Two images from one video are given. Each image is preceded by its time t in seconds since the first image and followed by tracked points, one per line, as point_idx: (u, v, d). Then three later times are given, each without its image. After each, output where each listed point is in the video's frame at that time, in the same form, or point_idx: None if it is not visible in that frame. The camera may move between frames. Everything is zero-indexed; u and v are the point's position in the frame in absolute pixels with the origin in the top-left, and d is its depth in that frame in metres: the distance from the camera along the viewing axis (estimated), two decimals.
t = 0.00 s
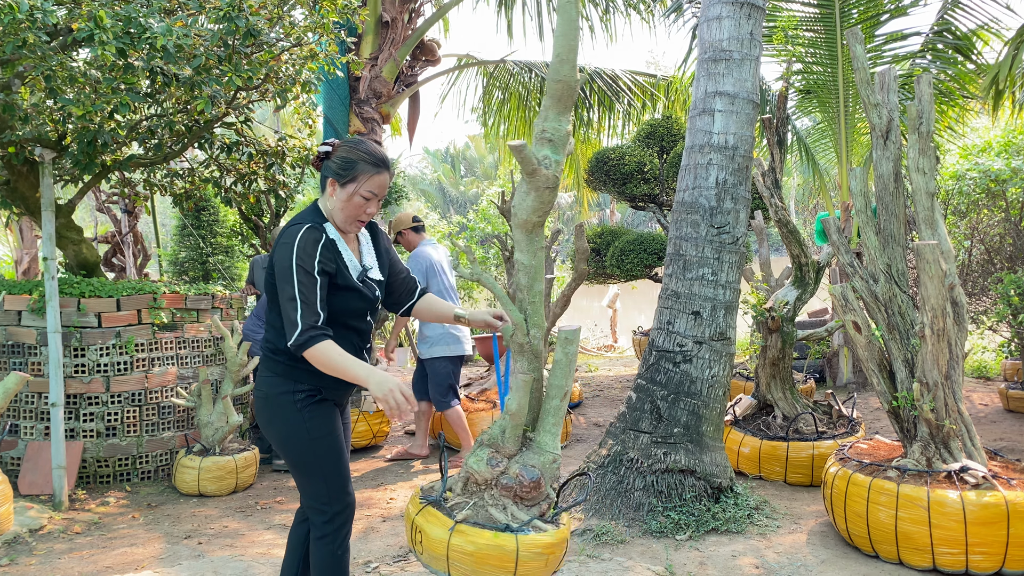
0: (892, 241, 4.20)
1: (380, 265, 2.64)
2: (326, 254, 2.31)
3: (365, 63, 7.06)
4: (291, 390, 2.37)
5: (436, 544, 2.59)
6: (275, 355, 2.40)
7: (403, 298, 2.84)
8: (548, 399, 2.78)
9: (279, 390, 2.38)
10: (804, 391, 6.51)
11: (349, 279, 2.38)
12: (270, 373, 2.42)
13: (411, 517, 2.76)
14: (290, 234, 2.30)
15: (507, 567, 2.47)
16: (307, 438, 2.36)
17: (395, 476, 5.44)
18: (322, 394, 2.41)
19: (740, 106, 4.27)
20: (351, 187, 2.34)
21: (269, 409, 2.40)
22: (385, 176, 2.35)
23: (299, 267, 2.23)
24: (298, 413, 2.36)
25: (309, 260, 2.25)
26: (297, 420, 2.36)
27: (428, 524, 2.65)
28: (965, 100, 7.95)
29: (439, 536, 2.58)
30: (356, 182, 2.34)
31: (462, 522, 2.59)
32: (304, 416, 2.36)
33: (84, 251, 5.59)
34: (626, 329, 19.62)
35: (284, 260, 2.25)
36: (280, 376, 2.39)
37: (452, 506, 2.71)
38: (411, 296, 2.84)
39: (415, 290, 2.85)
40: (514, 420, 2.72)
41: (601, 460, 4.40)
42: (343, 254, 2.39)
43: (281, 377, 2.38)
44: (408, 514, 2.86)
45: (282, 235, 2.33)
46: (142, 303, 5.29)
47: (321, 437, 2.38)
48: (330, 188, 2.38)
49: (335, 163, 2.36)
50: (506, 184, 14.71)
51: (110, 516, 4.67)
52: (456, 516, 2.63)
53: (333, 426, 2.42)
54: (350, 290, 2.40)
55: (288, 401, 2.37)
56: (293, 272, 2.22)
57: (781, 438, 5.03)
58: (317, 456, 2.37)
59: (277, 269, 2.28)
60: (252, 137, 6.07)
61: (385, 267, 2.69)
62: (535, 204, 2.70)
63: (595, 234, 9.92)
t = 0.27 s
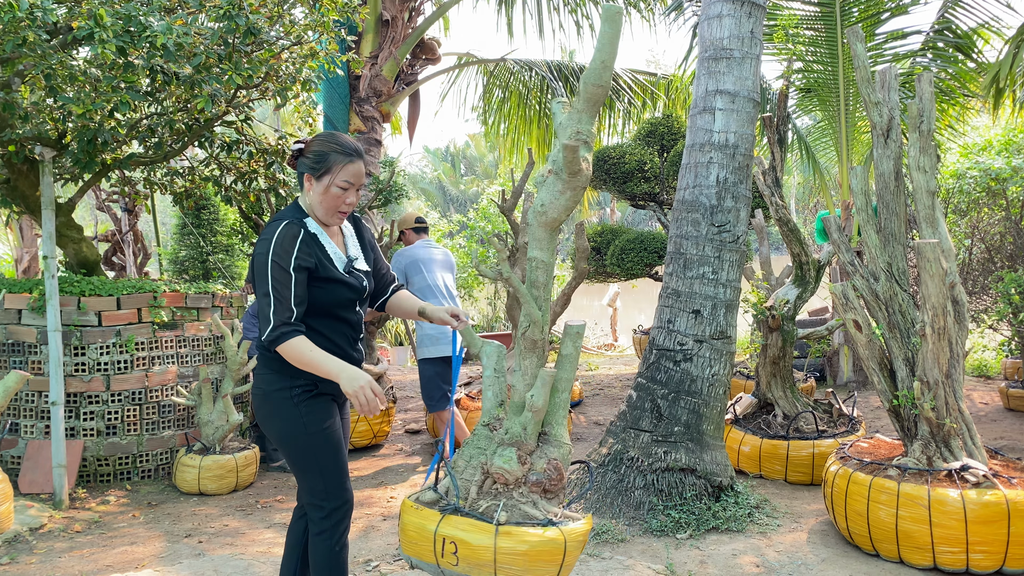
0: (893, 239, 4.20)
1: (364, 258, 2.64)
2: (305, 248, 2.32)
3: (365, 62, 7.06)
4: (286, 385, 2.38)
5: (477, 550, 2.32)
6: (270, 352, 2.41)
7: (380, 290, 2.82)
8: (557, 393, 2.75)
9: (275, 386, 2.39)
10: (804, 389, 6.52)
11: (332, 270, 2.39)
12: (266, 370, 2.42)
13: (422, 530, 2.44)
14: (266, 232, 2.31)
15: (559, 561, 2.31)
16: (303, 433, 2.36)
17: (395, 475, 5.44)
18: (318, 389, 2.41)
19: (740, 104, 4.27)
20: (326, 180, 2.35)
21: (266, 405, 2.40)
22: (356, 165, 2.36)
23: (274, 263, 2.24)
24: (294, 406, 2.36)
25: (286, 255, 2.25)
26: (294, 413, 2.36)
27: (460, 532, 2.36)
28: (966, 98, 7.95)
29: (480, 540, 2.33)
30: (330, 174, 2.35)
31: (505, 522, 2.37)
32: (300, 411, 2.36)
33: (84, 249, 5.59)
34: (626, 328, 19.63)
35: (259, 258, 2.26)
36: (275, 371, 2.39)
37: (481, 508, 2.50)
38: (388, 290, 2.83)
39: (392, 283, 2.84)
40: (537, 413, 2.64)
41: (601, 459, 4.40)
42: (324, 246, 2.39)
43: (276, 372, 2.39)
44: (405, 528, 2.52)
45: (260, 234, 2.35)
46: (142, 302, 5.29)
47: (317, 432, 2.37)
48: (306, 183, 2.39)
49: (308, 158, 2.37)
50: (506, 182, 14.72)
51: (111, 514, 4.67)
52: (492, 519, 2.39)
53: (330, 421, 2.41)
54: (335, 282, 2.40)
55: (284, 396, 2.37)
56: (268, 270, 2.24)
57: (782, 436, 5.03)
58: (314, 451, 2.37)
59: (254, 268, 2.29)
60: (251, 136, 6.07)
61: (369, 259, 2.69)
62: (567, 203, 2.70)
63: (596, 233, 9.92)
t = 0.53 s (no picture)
0: (894, 239, 4.18)
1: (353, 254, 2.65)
2: (296, 243, 2.33)
3: (365, 61, 7.06)
4: (280, 383, 2.38)
5: (530, 549, 2.28)
6: (264, 351, 2.42)
7: (370, 287, 2.83)
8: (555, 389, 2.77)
9: (270, 385, 2.39)
10: (805, 388, 6.52)
11: (323, 264, 2.40)
12: (261, 369, 2.43)
13: (464, 540, 2.31)
14: (256, 232, 2.31)
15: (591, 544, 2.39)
16: (298, 431, 2.36)
17: (396, 474, 5.44)
18: (312, 386, 2.41)
19: (741, 103, 4.27)
20: (309, 175, 2.36)
21: (262, 405, 2.41)
22: (339, 158, 2.37)
23: (276, 258, 2.25)
24: (289, 405, 2.37)
25: (283, 249, 2.27)
26: (288, 411, 2.36)
27: (511, 534, 2.30)
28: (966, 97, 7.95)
29: (532, 538, 2.29)
30: (313, 169, 2.35)
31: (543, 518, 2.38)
32: (295, 408, 2.36)
33: (84, 248, 5.59)
34: (627, 327, 19.63)
35: (257, 257, 2.27)
36: (270, 370, 2.40)
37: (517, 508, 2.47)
38: (378, 287, 2.83)
39: (380, 280, 2.85)
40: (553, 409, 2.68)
41: (602, 458, 4.40)
42: (313, 242, 2.40)
43: (270, 372, 2.40)
44: (433, 541, 2.36)
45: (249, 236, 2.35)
46: (143, 301, 5.28)
47: (313, 428, 2.37)
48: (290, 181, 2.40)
49: (289, 156, 2.38)
50: (506, 181, 14.72)
51: (112, 513, 4.67)
52: (533, 519, 2.38)
53: (326, 418, 2.41)
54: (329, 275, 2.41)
55: (279, 395, 2.38)
56: (272, 265, 2.24)
57: (782, 435, 5.03)
58: (309, 448, 2.37)
59: (252, 268, 2.29)
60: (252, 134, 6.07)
61: (359, 255, 2.69)
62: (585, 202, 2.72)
63: (596, 231, 9.92)
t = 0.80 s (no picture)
0: (897, 237, 4.17)
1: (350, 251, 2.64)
2: (296, 239, 2.33)
3: (367, 59, 7.06)
4: (285, 380, 2.39)
5: (569, 540, 2.31)
6: (268, 349, 2.42)
7: (368, 286, 2.82)
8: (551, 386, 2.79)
9: (274, 382, 2.40)
10: (806, 387, 6.52)
11: (321, 260, 2.40)
12: (265, 367, 2.44)
13: (508, 541, 2.28)
14: (257, 227, 2.31)
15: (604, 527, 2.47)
16: (302, 428, 2.36)
17: (399, 472, 5.44)
18: (316, 383, 2.41)
19: (744, 102, 4.27)
20: (307, 172, 2.36)
21: (266, 402, 2.41)
22: (337, 156, 2.38)
23: (278, 251, 2.25)
24: (293, 402, 2.37)
25: (283, 243, 2.28)
26: (293, 408, 2.37)
27: (551, 528, 2.30)
28: (968, 95, 7.95)
29: (568, 530, 2.32)
30: (310, 166, 2.36)
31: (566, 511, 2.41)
32: (299, 405, 2.37)
33: (86, 247, 5.60)
34: (628, 325, 19.63)
35: (259, 251, 2.27)
36: (274, 367, 2.41)
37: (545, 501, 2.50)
38: (377, 284, 2.83)
39: (379, 278, 2.84)
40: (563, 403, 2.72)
41: (605, 456, 4.40)
42: (310, 238, 2.40)
43: (275, 369, 2.40)
44: (474, 545, 2.29)
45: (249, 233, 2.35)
46: (145, 299, 5.29)
47: (316, 426, 2.37)
48: (288, 177, 2.40)
49: (287, 153, 2.38)
50: (507, 179, 14.72)
51: (115, 512, 4.67)
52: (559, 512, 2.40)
53: (329, 415, 2.41)
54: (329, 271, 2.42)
55: (283, 392, 2.38)
56: (275, 257, 2.24)
57: (785, 434, 5.03)
58: (314, 445, 2.37)
59: (253, 262, 2.29)
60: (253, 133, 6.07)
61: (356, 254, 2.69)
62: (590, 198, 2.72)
63: (598, 230, 9.93)
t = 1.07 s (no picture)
0: (900, 236, 4.16)
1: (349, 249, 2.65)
2: (294, 237, 2.33)
3: (368, 57, 7.05)
4: (286, 379, 2.39)
5: (581, 534, 2.33)
6: (269, 348, 2.42)
7: (368, 283, 2.82)
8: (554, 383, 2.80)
9: (275, 381, 2.40)
10: (808, 385, 6.52)
11: (320, 257, 2.40)
12: (266, 366, 2.43)
13: (523, 538, 2.28)
14: (255, 227, 2.32)
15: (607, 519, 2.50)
16: (304, 426, 2.36)
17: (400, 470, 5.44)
18: (317, 381, 2.41)
19: (747, 100, 4.27)
20: (306, 171, 2.36)
21: (268, 402, 2.41)
22: (335, 155, 2.38)
23: (275, 250, 2.25)
24: (295, 400, 2.37)
25: (281, 242, 2.28)
26: (294, 407, 2.37)
27: (564, 525, 2.32)
28: (969, 93, 7.94)
29: (580, 525, 2.34)
30: (309, 165, 2.36)
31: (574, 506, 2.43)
32: (300, 404, 2.37)
33: (88, 245, 5.60)
34: (629, 324, 19.62)
35: (257, 250, 2.27)
36: (275, 367, 2.40)
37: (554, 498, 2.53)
38: (378, 279, 2.82)
39: (379, 271, 2.84)
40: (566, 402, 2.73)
41: (607, 454, 4.40)
42: (309, 235, 2.41)
43: (276, 368, 2.40)
44: (488, 545, 2.30)
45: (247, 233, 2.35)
46: (147, 298, 5.30)
47: (318, 424, 2.37)
48: (286, 176, 2.40)
49: (284, 152, 2.38)
50: (508, 178, 14.71)
51: (117, 510, 4.67)
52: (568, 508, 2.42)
53: (331, 414, 2.41)
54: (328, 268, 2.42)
55: (284, 391, 2.38)
56: (273, 256, 2.23)
57: (786, 432, 5.03)
58: (315, 443, 2.37)
59: (252, 262, 2.29)
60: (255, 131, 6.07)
61: (354, 251, 2.69)
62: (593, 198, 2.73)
63: (599, 228, 9.94)
